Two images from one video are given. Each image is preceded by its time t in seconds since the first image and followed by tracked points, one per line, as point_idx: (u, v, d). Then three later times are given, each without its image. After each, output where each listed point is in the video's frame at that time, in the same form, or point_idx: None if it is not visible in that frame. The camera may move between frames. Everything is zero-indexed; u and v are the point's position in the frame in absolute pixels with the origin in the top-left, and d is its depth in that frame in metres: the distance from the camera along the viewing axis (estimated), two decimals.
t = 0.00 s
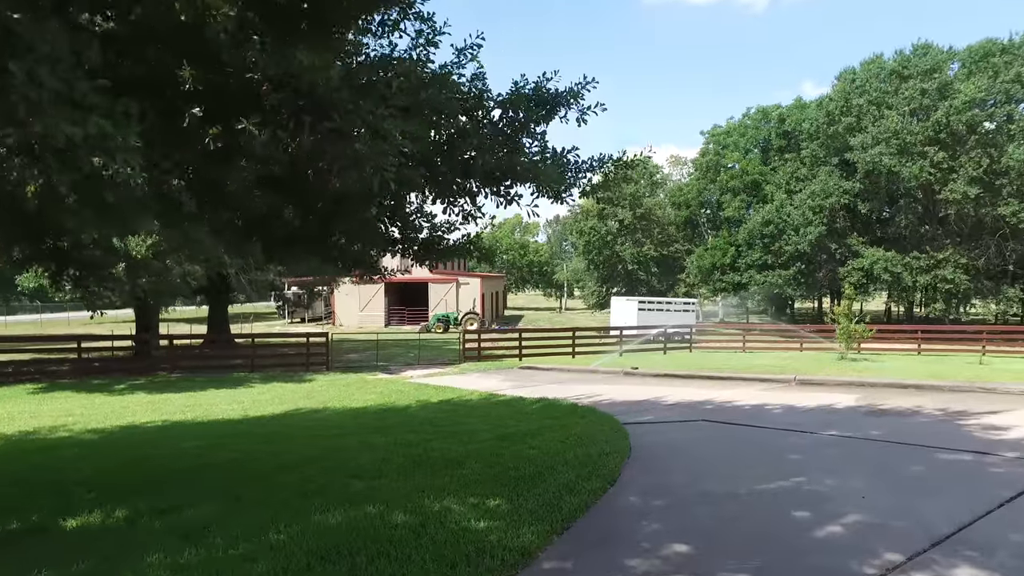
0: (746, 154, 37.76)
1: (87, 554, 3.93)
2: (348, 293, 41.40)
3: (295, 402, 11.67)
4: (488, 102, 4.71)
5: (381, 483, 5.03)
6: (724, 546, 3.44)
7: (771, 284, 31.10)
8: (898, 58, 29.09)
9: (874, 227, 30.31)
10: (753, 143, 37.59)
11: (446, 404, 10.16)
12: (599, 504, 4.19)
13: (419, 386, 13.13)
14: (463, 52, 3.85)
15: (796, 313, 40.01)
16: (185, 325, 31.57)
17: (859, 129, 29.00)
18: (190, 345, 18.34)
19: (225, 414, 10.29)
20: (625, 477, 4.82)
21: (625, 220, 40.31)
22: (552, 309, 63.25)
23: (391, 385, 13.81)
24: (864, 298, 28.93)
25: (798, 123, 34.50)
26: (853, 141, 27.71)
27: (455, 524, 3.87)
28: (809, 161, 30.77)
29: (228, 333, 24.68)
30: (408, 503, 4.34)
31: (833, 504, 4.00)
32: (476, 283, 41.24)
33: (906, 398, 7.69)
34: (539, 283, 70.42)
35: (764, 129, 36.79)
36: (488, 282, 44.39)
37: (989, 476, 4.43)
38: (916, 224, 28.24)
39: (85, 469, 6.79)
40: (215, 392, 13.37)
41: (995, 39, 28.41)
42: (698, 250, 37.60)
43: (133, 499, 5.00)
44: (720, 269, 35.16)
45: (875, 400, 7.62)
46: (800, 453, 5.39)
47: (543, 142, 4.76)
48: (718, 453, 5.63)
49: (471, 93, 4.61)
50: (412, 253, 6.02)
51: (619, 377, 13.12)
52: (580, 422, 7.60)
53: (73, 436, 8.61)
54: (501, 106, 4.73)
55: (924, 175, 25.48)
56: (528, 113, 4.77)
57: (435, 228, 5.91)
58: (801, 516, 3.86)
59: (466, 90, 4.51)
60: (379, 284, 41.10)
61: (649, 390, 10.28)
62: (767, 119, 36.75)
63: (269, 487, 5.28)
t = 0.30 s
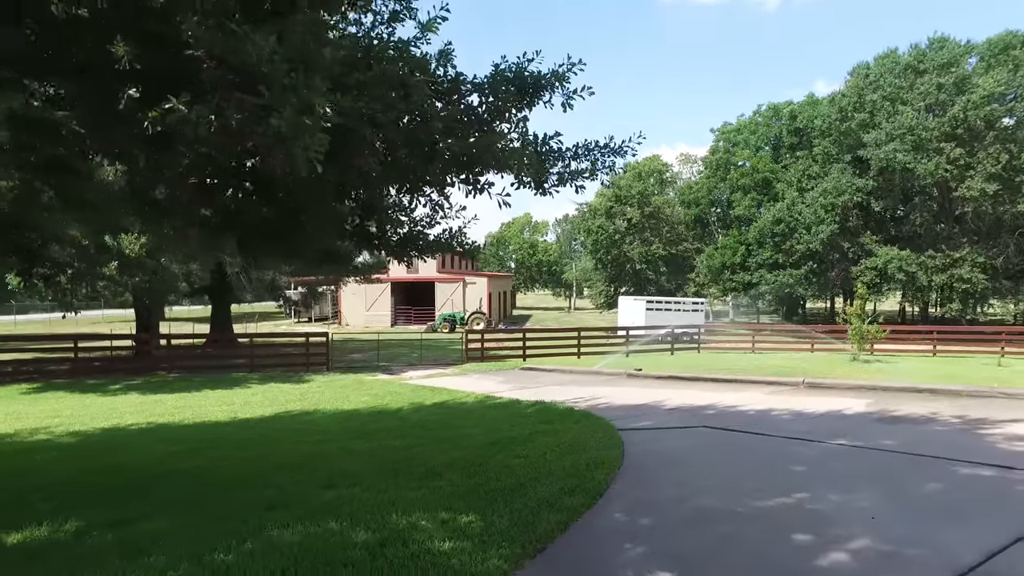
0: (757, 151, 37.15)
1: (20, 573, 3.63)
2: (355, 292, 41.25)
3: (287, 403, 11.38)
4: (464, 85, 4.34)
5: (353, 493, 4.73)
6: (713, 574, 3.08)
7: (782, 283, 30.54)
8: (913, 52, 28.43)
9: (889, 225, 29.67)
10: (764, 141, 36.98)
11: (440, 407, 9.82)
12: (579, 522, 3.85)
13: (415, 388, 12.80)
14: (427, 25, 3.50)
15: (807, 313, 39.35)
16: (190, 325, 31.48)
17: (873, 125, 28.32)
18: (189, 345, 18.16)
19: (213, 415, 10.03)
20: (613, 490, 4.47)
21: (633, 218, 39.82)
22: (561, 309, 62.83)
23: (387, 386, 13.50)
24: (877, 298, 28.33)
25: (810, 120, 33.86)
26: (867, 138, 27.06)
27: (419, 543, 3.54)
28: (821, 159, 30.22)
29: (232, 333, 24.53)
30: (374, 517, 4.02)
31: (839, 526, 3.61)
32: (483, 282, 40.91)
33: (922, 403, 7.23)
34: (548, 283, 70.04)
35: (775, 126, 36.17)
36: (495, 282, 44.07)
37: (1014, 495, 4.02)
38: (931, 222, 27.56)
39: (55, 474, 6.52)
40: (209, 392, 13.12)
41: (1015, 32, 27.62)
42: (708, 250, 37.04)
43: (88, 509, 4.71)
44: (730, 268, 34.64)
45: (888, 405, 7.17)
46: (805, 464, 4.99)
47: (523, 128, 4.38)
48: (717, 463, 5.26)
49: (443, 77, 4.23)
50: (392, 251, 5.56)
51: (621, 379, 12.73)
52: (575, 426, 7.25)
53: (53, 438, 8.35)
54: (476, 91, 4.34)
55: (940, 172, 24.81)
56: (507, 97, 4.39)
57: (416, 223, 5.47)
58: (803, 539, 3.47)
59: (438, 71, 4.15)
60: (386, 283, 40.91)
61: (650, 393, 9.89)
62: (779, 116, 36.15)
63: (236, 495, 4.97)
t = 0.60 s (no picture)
0: (774, 149, 36.43)
1: None
2: (366, 292, 41.15)
3: (284, 406, 11.12)
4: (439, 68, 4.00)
5: (323, 511, 4.39)
6: None
7: (799, 283, 29.84)
8: (936, 45, 27.65)
9: (911, 223, 28.88)
10: (781, 138, 36.24)
11: (438, 411, 9.48)
12: (560, 549, 3.47)
13: (416, 390, 12.47)
14: None
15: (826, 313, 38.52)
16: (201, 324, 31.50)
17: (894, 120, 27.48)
18: (194, 345, 18.05)
19: (205, 419, 9.78)
20: (604, 511, 4.08)
21: (647, 217, 39.22)
22: (575, 309, 62.33)
23: (389, 388, 13.19)
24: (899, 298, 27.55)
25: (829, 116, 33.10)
26: (887, 133, 26.18)
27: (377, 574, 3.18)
28: (840, 156, 29.54)
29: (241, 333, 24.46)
30: (336, 541, 3.68)
31: (853, 561, 3.18)
32: (495, 282, 40.57)
33: (947, 413, 6.72)
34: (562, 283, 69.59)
35: (792, 123, 35.45)
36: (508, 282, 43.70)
37: None
38: (955, 219, 26.70)
39: (27, 482, 6.25)
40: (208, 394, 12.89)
41: None
42: (724, 249, 36.38)
43: (41, 526, 4.41)
44: (746, 267, 33.98)
45: (910, 414, 6.66)
46: (817, 483, 4.56)
47: (503, 114, 4.04)
48: (721, 479, 4.84)
49: (417, 58, 3.88)
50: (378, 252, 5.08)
51: (629, 382, 12.31)
52: (574, 434, 6.81)
53: (36, 443, 8.10)
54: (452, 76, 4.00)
55: (965, 168, 23.96)
56: (487, 80, 4.05)
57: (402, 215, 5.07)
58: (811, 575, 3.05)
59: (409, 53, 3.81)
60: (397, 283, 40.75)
61: (656, 398, 9.46)
62: (796, 113, 35.43)
63: (196, 511, 4.65)
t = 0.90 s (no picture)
0: (800, 144, 35.45)
1: None
2: (386, 292, 41.09)
3: (290, 407, 10.88)
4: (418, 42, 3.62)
5: (294, 524, 4.11)
6: None
7: (826, 282, 28.95)
8: (973, 33, 26.58)
9: (944, 220, 27.84)
10: (807, 134, 35.09)
11: (442, 413, 9.13)
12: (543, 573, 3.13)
13: (426, 391, 12.15)
14: None
15: (855, 314, 37.39)
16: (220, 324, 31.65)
17: (927, 113, 26.48)
18: (209, 344, 18.00)
19: (206, 420, 9.57)
20: (598, 531, 3.70)
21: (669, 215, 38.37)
22: (596, 309, 61.65)
23: (398, 388, 12.90)
24: (932, 298, 26.52)
25: (858, 110, 32.07)
26: (920, 126, 25.39)
27: None
28: (870, 150, 28.70)
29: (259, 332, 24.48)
30: (297, 562, 3.37)
31: None
32: (514, 282, 40.18)
33: (989, 422, 6.16)
34: (584, 283, 68.99)
35: (819, 117, 34.49)
36: (528, 281, 43.34)
37: None
38: (993, 216, 25.52)
39: (10, 482, 6.06)
40: (215, 394, 12.72)
41: None
42: (748, 247, 35.54)
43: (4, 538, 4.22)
44: (771, 266, 33.13)
45: (947, 423, 6.11)
46: (843, 502, 4.08)
47: (488, 91, 3.67)
48: (733, 495, 4.40)
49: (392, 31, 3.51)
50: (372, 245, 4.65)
51: (645, 384, 11.83)
52: (574, 440, 6.39)
53: (32, 443, 7.93)
54: (431, 51, 3.66)
55: (1005, 162, 22.58)
56: (470, 56, 3.66)
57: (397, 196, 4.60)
58: None
59: (382, 24, 3.43)
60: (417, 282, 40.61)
61: (671, 402, 8.99)
62: (824, 107, 34.49)
63: (160, 524, 4.39)
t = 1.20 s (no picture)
0: (819, 141, 34.64)
1: None
2: (399, 291, 40.95)
3: (289, 409, 10.61)
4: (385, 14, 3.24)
5: (258, 544, 3.84)
6: None
7: (847, 281, 28.20)
8: (1003, 23, 25.61)
9: (971, 217, 26.93)
10: (827, 130, 34.18)
11: (441, 417, 8.76)
12: None
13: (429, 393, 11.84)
14: None
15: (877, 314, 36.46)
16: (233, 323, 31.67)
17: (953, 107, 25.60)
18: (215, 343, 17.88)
19: (201, 422, 9.34)
20: (587, 559, 3.33)
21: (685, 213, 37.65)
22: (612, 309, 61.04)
23: (401, 390, 12.56)
24: (958, 298, 25.65)
25: (880, 105, 31.24)
26: (946, 120, 24.48)
27: None
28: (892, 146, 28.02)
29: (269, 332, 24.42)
30: None
31: None
32: (528, 281, 39.79)
33: None
34: (600, 282, 68.42)
35: (840, 113, 33.67)
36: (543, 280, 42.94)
37: None
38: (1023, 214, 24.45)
39: None
40: (216, 395, 12.53)
41: None
42: (766, 246, 34.87)
43: None
44: (790, 265, 32.43)
45: (978, 433, 5.63)
46: (863, 526, 3.65)
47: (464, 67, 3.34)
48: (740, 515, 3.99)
49: None
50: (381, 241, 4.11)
51: (655, 386, 11.36)
52: (571, 449, 5.95)
53: (19, 446, 7.74)
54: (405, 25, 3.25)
55: None
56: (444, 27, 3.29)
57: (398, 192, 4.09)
58: None
59: None
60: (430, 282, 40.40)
61: (681, 406, 8.53)
62: (845, 103, 33.66)
63: (113, 541, 4.07)
